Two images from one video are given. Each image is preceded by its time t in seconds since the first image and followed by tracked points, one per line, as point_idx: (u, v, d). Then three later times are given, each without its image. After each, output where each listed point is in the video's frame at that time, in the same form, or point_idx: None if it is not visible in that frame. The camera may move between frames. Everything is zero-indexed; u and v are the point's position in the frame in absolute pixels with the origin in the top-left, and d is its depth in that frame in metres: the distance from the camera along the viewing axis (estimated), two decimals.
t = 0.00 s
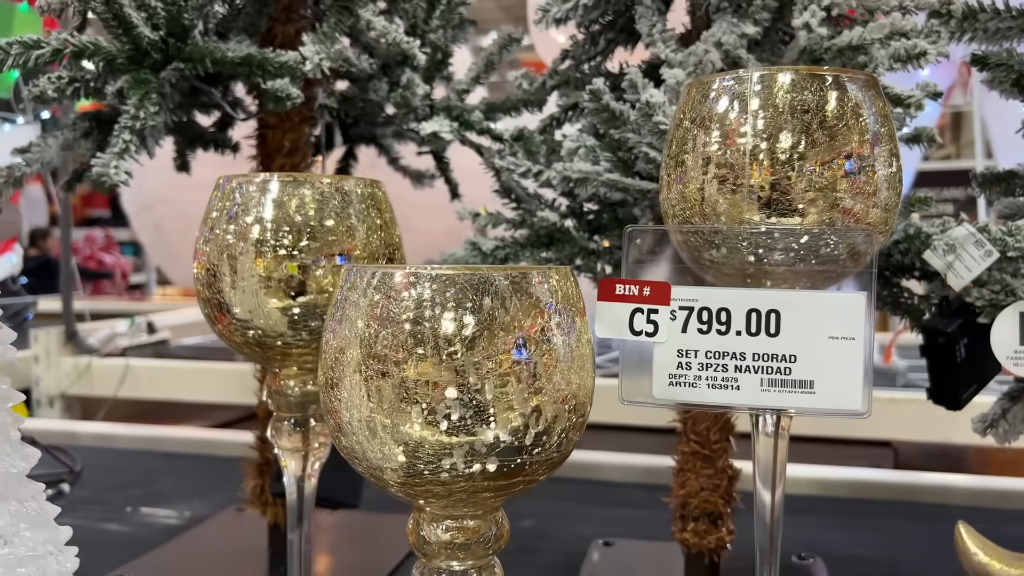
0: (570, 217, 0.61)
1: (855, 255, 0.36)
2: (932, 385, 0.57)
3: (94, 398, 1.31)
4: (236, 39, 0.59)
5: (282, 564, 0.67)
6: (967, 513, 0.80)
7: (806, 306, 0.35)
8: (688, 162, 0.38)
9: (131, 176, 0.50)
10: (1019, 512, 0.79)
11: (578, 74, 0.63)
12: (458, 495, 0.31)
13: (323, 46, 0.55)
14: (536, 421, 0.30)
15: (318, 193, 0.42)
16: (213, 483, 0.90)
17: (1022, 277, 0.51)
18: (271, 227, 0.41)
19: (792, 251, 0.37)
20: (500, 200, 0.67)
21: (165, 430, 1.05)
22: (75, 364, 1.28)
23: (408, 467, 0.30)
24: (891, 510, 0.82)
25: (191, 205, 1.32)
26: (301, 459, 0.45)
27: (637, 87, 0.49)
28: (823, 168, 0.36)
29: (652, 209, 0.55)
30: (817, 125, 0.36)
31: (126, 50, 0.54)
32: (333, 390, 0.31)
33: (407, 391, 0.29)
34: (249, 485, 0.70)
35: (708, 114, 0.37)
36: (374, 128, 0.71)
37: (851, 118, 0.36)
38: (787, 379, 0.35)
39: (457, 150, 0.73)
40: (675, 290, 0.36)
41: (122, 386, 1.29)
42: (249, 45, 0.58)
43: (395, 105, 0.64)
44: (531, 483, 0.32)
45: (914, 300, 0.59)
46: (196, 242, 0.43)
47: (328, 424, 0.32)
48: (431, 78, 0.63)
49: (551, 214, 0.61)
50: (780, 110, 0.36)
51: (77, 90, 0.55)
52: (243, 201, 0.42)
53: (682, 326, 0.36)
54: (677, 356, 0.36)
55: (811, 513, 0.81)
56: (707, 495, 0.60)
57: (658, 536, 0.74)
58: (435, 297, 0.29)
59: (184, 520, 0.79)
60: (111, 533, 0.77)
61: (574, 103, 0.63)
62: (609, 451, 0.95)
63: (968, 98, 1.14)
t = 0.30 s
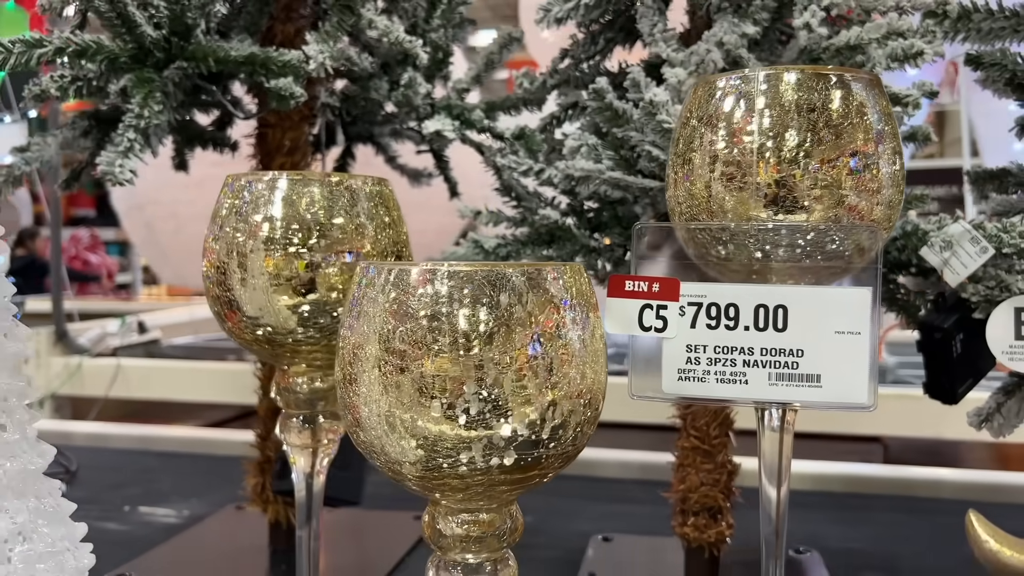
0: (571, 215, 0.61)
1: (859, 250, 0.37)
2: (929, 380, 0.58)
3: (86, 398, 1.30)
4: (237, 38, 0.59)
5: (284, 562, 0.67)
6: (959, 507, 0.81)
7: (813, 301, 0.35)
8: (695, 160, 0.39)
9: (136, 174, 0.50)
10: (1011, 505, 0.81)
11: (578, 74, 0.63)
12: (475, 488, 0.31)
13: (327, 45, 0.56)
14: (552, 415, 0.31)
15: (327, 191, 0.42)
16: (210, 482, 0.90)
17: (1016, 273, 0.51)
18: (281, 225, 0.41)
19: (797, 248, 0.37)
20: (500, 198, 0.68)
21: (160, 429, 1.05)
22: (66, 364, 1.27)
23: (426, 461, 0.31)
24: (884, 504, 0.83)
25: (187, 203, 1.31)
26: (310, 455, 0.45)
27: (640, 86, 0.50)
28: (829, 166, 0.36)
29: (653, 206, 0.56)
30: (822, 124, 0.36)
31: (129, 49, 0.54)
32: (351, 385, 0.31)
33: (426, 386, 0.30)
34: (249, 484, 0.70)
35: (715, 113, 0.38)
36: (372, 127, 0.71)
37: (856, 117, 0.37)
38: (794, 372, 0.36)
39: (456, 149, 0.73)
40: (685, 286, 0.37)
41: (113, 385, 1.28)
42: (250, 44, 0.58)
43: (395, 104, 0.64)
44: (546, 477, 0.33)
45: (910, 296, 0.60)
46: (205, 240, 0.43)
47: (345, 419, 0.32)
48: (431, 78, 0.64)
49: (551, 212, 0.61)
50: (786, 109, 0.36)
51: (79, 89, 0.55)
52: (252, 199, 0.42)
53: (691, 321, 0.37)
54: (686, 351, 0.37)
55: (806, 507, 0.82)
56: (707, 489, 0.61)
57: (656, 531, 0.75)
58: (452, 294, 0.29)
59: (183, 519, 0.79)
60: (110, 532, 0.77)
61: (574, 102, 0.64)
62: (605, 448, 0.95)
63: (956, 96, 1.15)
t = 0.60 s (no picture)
0: (574, 211, 0.62)
1: (870, 245, 0.36)
2: (929, 373, 0.59)
3: (74, 399, 1.28)
4: (239, 33, 0.59)
5: (286, 561, 0.67)
6: (953, 499, 0.82)
7: (828, 295, 0.35)
8: (708, 155, 0.39)
9: (140, 171, 0.50)
10: (1004, 496, 0.82)
11: (579, 70, 0.63)
12: (499, 483, 0.31)
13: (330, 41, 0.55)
14: (576, 410, 0.31)
15: (338, 187, 0.42)
16: (206, 481, 0.90)
17: (1016, 266, 0.52)
18: (292, 221, 0.41)
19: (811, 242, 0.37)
20: (501, 195, 0.68)
21: (153, 428, 1.04)
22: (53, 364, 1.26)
23: (451, 457, 0.31)
24: (879, 496, 0.84)
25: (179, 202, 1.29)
26: (321, 452, 0.45)
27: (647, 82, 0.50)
28: (842, 160, 0.37)
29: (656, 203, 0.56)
30: (836, 119, 0.36)
31: (130, 45, 0.53)
32: (375, 381, 0.31)
33: (451, 381, 0.30)
34: (251, 482, 0.69)
35: (728, 108, 0.38)
36: (370, 123, 0.70)
37: (869, 112, 0.37)
38: (810, 366, 0.36)
39: (454, 146, 0.73)
40: (701, 281, 0.37)
41: (101, 385, 1.26)
42: (252, 39, 0.57)
43: (396, 101, 0.64)
44: (569, 472, 0.33)
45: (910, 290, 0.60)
46: (216, 238, 0.43)
47: (367, 415, 0.32)
48: (433, 74, 0.64)
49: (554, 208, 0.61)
50: (800, 105, 0.37)
51: (80, 85, 0.54)
52: (263, 195, 0.42)
53: (707, 316, 0.37)
54: (702, 345, 0.37)
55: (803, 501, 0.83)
56: (710, 484, 0.61)
57: (656, 525, 0.76)
58: (476, 289, 0.30)
59: (181, 518, 0.79)
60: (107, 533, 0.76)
61: (575, 97, 0.64)
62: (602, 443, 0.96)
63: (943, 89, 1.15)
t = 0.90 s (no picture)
0: (573, 200, 0.62)
1: (877, 229, 0.37)
2: (926, 359, 0.60)
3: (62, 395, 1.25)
4: (237, 23, 0.59)
5: (286, 553, 0.67)
6: (946, 486, 0.83)
7: (836, 279, 0.36)
8: (716, 141, 0.39)
9: (140, 160, 0.49)
10: (994, 482, 0.83)
11: (578, 59, 0.64)
12: (516, 467, 0.31)
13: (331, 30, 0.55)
14: (594, 393, 0.31)
15: (344, 175, 0.42)
16: (200, 475, 0.89)
17: (1012, 253, 0.53)
18: (299, 209, 0.41)
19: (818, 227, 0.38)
20: (500, 185, 0.68)
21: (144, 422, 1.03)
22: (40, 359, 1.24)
23: (469, 441, 0.31)
24: (872, 483, 0.85)
25: (169, 195, 1.28)
26: (330, 441, 0.46)
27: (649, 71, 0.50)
28: (849, 146, 0.37)
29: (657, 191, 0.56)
30: (843, 106, 0.37)
31: (129, 34, 0.53)
32: (391, 366, 0.31)
33: (470, 366, 0.30)
34: (249, 475, 0.69)
35: (735, 96, 0.38)
36: (365, 114, 0.70)
37: (876, 97, 0.37)
38: (819, 349, 0.36)
39: (451, 136, 0.73)
40: (711, 267, 0.37)
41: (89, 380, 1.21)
42: (250, 28, 0.57)
43: (395, 91, 0.64)
44: (585, 456, 0.33)
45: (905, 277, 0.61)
46: (222, 228, 0.43)
47: (384, 401, 0.32)
48: (431, 64, 0.64)
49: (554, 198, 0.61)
50: (808, 92, 0.37)
51: (76, 74, 0.54)
52: (270, 184, 0.41)
53: (717, 301, 0.37)
54: (712, 330, 0.38)
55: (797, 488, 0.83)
56: (710, 471, 0.61)
57: (653, 514, 0.76)
58: (493, 274, 0.30)
59: (178, 512, 0.78)
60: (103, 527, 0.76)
61: (573, 87, 0.64)
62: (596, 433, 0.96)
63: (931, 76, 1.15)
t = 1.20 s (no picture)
0: (566, 188, 0.61)
1: (871, 213, 0.38)
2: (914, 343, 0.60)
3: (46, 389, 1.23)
4: (231, 11, 0.59)
5: (282, 541, 0.67)
6: (932, 470, 0.84)
7: (832, 262, 0.36)
8: (713, 126, 0.40)
9: (137, 148, 0.49)
10: (979, 465, 0.84)
11: (570, 47, 0.64)
12: (521, 447, 0.32)
13: (326, 18, 0.55)
14: (597, 373, 0.31)
15: (342, 161, 0.42)
16: (192, 466, 0.89)
17: (998, 238, 0.54)
18: (299, 196, 0.41)
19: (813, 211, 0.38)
20: (493, 173, 0.68)
21: (134, 414, 1.03)
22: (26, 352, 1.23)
23: (475, 421, 0.31)
24: (861, 467, 0.86)
25: (153, 185, 1.28)
26: (330, 427, 0.46)
27: (643, 58, 0.51)
28: (844, 131, 0.37)
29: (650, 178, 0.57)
30: (838, 91, 0.37)
31: (122, 22, 0.53)
32: (397, 348, 0.32)
33: (476, 348, 0.30)
34: (244, 464, 0.69)
35: (731, 81, 0.39)
36: (356, 103, 0.70)
37: (871, 83, 0.38)
38: (815, 331, 0.37)
39: (443, 125, 0.73)
40: (708, 250, 0.38)
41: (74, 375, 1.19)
42: (244, 16, 0.57)
43: (388, 79, 0.64)
44: (588, 435, 0.33)
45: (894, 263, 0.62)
46: (221, 215, 0.43)
47: (390, 383, 0.33)
48: (424, 52, 0.64)
49: (547, 186, 0.62)
50: (803, 77, 0.37)
51: (70, 62, 0.54)
52: (268, 170, 0.42)
53: (715, 284, 0.38)
54: (710, 313, 0.38)
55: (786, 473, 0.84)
56: (703, 455, 0.62)
57: (646, 499, 0.77)
58: (498, 256, 0.30)
59: (171, 502, 0.78)
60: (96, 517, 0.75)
61: (566, 75, 0.64)
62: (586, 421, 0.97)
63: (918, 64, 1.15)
